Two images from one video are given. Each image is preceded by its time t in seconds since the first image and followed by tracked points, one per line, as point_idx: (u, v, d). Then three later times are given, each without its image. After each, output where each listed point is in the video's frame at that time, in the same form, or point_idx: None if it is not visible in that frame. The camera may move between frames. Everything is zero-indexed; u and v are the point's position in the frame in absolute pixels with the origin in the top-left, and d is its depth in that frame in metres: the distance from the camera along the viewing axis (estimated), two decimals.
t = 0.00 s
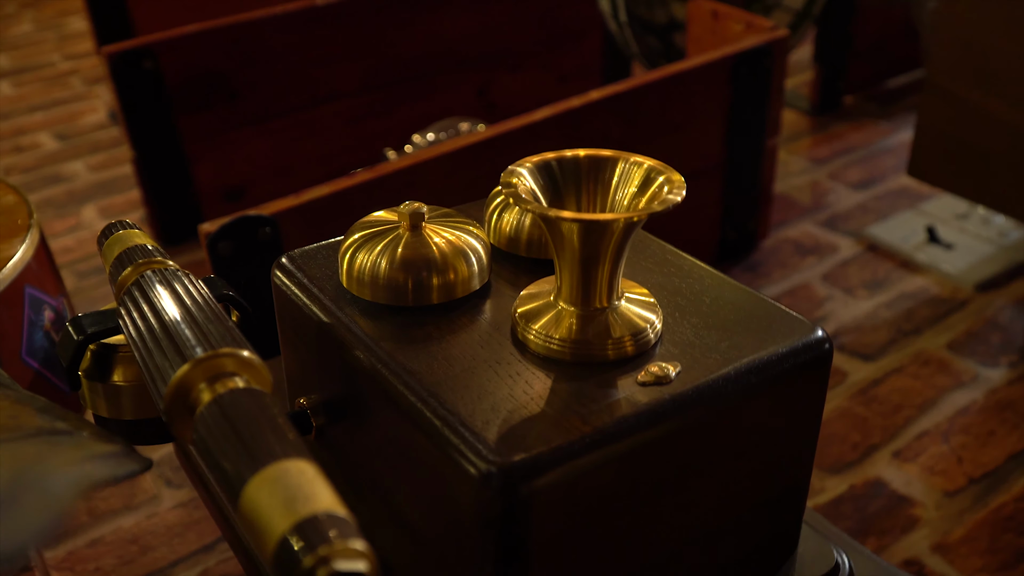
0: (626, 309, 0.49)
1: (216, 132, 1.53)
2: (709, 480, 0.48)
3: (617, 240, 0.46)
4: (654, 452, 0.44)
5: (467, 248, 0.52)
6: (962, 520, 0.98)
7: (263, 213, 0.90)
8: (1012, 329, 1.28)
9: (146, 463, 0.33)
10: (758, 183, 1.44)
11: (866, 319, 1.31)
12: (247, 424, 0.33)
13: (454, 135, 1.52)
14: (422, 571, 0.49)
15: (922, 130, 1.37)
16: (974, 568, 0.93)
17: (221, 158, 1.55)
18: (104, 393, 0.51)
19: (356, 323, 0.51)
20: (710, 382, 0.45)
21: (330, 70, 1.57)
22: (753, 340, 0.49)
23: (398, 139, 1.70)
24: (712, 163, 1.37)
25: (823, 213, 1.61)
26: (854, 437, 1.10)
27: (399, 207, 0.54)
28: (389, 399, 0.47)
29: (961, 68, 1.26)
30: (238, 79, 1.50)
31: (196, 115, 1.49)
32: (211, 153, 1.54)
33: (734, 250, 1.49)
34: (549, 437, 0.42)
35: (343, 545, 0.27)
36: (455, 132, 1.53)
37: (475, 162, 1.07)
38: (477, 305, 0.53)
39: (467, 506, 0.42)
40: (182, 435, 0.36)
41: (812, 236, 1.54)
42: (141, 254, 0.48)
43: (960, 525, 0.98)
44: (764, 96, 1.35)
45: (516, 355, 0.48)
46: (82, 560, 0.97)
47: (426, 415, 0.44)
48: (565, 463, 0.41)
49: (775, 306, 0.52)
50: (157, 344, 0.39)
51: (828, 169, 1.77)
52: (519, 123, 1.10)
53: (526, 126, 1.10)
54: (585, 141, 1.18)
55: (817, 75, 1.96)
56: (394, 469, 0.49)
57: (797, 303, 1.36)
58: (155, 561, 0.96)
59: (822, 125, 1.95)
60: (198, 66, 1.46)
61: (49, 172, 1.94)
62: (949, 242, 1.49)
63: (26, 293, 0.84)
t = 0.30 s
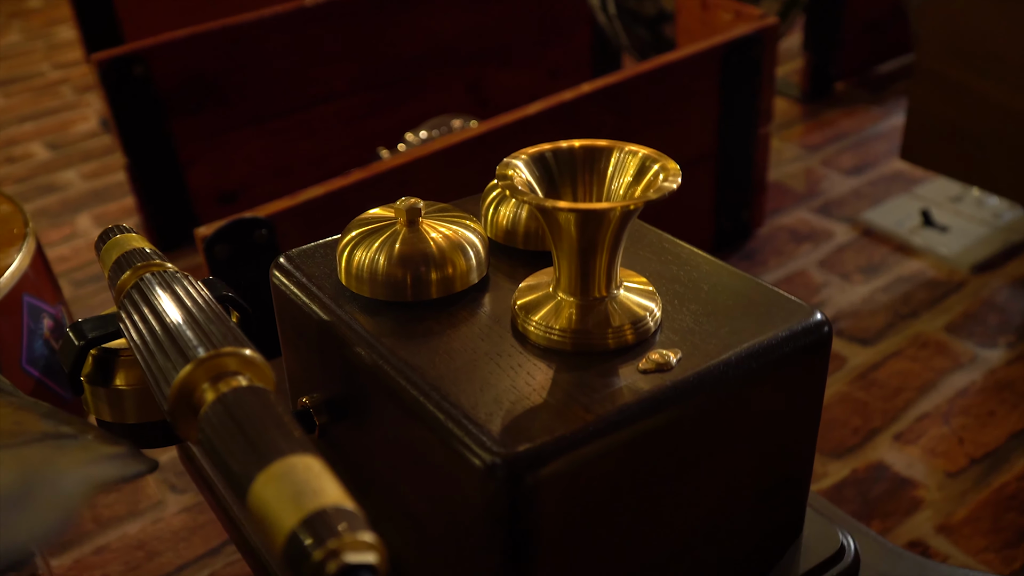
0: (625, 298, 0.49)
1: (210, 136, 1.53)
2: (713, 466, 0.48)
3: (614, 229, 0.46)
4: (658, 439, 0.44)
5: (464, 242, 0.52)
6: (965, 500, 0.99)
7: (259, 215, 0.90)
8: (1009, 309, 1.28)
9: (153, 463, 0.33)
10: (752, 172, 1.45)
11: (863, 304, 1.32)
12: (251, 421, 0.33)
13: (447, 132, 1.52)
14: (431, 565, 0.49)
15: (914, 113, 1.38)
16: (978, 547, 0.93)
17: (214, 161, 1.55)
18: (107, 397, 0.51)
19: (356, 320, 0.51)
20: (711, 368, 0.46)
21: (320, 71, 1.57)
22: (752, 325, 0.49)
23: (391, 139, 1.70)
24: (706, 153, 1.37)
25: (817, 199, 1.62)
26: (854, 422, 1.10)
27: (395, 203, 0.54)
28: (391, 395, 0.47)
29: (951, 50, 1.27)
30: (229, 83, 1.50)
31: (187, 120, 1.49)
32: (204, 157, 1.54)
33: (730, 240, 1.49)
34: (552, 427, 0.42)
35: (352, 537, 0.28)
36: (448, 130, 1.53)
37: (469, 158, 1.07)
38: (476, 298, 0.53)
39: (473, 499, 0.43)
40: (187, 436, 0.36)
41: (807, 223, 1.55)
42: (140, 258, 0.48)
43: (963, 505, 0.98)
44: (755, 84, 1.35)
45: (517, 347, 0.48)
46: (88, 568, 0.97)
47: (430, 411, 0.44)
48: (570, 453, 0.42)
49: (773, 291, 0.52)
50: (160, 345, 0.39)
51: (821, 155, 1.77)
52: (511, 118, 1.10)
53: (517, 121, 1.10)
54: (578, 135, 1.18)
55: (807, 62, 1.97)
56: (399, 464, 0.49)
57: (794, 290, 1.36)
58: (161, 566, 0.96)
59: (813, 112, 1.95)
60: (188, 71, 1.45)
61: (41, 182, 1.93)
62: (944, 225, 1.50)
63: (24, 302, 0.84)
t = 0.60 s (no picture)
0: (628, 287, 0.49)
1: (203, 141, 1.52)
2: (723, 450, 0.48)
3: (615, 218, 0.46)
4: (667, 426, 0.44)
5: (465, 237, 0.52)
6: (971, 478, 0.99)
7: (256, 218, 0.90)
8: (1008, 286, 1.29)
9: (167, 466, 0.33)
10: (746, 158, 1.45)
11: (862, 286, 1.32)
12: (263, 421, 0.33)
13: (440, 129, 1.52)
14: (446, 559, 0.49)
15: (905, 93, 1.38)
16: (985, 525, 0.94)
17: (207, 167, 1.55)
18: (114, 404, 0.51)
19: (361, 319, 0.51)
20: (716, 353, 0.46)
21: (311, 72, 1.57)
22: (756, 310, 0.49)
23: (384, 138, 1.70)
24: (699, 141, 1.37)
25: (812, 183, 1.62)
26: (857, 404, 1.11)
27: (394, 200, 0.54)
28: (399, 392, 0.47)
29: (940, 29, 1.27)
30: (220, 87, 1.50)
31: (180, 126, 1.49)
32: (198, 163, 1.54)
33: (726, 227, 1.50)
34: (561, 418, 0.42)
35: (369, 534, 0.28)
36: (441, 126, 1.53)
37: (464, 154, 1.07)
38: (479, 293, 0.53)
39: (484, 492, 0.43)
40: (199, 440, 0.36)
41: (803, 208, 1.55)
42: (141, 263, 0.48)
43: (968, 483, 0.98)
44: (746, 70, 1.35)
45: (523, 339, 0.48)
46: None
47: (439, 407, 0.44)
48: (580, 443, 0.42)
49: (774, 275, 0.52)
50: (167, 350, 0.39)
51: (814, 139, 1.78)
52: (504, 112, 1.10)
53: (510, 115, 1.10)
54: (572, 126, 1.18)
55: (796, 47, 1.97)
56: (409, 460, 0.49)
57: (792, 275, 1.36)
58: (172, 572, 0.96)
59: (805, 96, 1.95)
60: (178, 76, 1.45)
61: (35, 194, 1.93)
62: (940, 204, 1.50)
63: (26, 312, 0.84)
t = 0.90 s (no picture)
0: (635, 279, 0.49)
1: (198, 146, 1.52)
2: (734, 437, 0.48)
3: (620, 210, 0.46)
4: (679, 416, 0.45)
5: (470, 234, 0.52)
6: (978, 458, 0.99)
7: (256, 221, 0.90)
8: (1008, 265, 1.29)
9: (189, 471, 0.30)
10: (742, 145, 1.45)
11: (862, 270, 1.32)
12: (279, 424, 0.33)
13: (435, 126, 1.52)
14: (463, 554, 0.49)
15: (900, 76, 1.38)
16: (994, 504, 0.94)
17: (203, 171, 1.54)
18: (126, 412, 0.51)
19: (369, 318, 0.51)
20: (726, 341, 0.46)
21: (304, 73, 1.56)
22: (763, 297, 0.49)
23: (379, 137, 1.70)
24: (695, 130, 1.37)
25: (809, 168, 1.62)
26: (862, 388, 1.11)
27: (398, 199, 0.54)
28: (410, 390, 0.47)
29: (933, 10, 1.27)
30: (214, 92, 1.50)
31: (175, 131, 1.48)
32: (194, 168, 1.53)
33: (725, 215, 1.50)
34: (574, 411, 0.42)
35: (392, 533, 0.28)
36: (436, 124, 1.52)
37: (461, 150, 1.07)
38: (486, 288, 0.53)
39: (500, 487, 0.43)
40: (215, 444, 0.36)
41: (800, 193, 1.55)
42: (148, 270, 0.48)
43: (976, 463, 0.99)
44: (740, 57, 1.35)
45: (532, 334, 0.48)
46: None
47: (451, 404, 0.44)
48: (594, 436, 0.42)
49: (780, 261, 0.53)
50: (179, 356, 0.39)
51: (809, 124, 1.78)
52: (500, 107, 1.09)
53: (506, 109, 1.10)
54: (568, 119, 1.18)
55: (788, 33, 1.97)
56: (423, 459, 0.49)
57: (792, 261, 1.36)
58: None
59: (798, 82, 1.95)
60: (171, 81, 1.45)
61: (30, 204, 1.93)
62: (937, 185, 1.50)
63: (30, 323, 0.84)
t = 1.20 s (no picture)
0: (639, 271, 0.49)
1: (195, 150, 1.52)
2: (742, 428, 0.48)
3: (624, 203, 0.46)
4: (687, 408, 0.45)
5: (473, 231, 0.52)
6: (983, 441, 0.99)
7: (256, 224, 0.90)
8: (1007, 249, 1.29)
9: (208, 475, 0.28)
10: (738, 135, 1.45)
11: (862, 257, 1.32)
12: (291, 425, 0.33)
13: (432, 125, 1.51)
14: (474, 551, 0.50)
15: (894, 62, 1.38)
16: (1000, 487, 0.94)
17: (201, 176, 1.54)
18: (135, 418, 0.51)
19: (375, 318, 0.51)
20: (733, 332, 0.46)
21: (299, 75, 1.56)
22: (768, 286, 0.49)
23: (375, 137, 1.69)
24: (692, 121, 1.37)
25: (806, 157, 1.62)
26: (865, 374, 1.11)
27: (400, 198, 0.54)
28: (419, 388, 0.47)
29: None
30: (210, 96, 1.50)
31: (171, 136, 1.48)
32: (191, 173, 1.53)
33: (723, 205, 1.50)
34: (584, 405, 0.42)
35: (410, 531, 0.28)
36: (432, 122, 1.52)
37: (459, 147, 1.07)
38: (490, 285, 0.53)
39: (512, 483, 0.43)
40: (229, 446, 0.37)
41: (798, 182, 1.55)
42: (154, 275, 0.48)
43: (981, 447, 0.99)
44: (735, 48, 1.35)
45: (538, 329, 0.48)
46: None
47: (460, 400, 0.45)
48: (604, 430, 0.42)
49: (782, 250, 0.53)
50: (188, 360, 0.39)
51: (804, 113, 1.78)
52: (496, 103, 1.09)
53: (503, 106, 1.10)
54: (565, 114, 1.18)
55: (781, 22, 1.97)
56: (433, 457, 0.49)
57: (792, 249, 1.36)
58: None
59: (792, 70, 1.95)
60: (167, 87, 1.45)
61: (27, 213, 1.92)
62: (934, 170, 1.51)
63: (34, 331, 0.84)
